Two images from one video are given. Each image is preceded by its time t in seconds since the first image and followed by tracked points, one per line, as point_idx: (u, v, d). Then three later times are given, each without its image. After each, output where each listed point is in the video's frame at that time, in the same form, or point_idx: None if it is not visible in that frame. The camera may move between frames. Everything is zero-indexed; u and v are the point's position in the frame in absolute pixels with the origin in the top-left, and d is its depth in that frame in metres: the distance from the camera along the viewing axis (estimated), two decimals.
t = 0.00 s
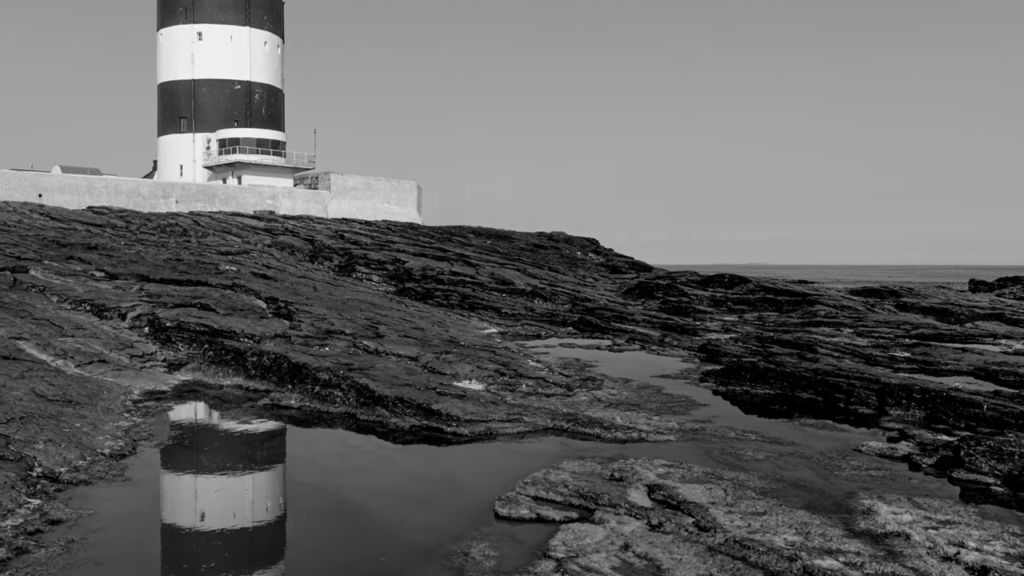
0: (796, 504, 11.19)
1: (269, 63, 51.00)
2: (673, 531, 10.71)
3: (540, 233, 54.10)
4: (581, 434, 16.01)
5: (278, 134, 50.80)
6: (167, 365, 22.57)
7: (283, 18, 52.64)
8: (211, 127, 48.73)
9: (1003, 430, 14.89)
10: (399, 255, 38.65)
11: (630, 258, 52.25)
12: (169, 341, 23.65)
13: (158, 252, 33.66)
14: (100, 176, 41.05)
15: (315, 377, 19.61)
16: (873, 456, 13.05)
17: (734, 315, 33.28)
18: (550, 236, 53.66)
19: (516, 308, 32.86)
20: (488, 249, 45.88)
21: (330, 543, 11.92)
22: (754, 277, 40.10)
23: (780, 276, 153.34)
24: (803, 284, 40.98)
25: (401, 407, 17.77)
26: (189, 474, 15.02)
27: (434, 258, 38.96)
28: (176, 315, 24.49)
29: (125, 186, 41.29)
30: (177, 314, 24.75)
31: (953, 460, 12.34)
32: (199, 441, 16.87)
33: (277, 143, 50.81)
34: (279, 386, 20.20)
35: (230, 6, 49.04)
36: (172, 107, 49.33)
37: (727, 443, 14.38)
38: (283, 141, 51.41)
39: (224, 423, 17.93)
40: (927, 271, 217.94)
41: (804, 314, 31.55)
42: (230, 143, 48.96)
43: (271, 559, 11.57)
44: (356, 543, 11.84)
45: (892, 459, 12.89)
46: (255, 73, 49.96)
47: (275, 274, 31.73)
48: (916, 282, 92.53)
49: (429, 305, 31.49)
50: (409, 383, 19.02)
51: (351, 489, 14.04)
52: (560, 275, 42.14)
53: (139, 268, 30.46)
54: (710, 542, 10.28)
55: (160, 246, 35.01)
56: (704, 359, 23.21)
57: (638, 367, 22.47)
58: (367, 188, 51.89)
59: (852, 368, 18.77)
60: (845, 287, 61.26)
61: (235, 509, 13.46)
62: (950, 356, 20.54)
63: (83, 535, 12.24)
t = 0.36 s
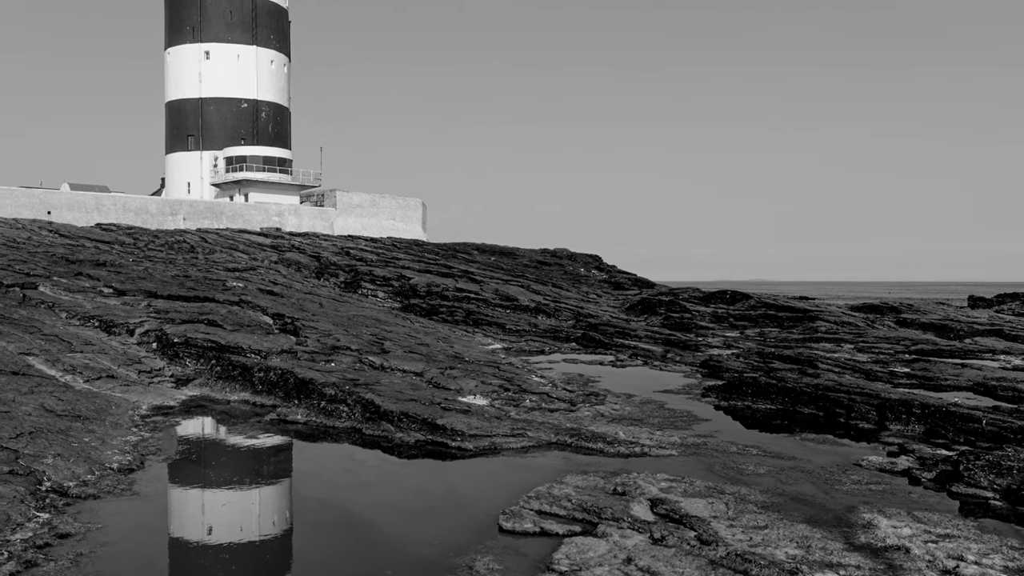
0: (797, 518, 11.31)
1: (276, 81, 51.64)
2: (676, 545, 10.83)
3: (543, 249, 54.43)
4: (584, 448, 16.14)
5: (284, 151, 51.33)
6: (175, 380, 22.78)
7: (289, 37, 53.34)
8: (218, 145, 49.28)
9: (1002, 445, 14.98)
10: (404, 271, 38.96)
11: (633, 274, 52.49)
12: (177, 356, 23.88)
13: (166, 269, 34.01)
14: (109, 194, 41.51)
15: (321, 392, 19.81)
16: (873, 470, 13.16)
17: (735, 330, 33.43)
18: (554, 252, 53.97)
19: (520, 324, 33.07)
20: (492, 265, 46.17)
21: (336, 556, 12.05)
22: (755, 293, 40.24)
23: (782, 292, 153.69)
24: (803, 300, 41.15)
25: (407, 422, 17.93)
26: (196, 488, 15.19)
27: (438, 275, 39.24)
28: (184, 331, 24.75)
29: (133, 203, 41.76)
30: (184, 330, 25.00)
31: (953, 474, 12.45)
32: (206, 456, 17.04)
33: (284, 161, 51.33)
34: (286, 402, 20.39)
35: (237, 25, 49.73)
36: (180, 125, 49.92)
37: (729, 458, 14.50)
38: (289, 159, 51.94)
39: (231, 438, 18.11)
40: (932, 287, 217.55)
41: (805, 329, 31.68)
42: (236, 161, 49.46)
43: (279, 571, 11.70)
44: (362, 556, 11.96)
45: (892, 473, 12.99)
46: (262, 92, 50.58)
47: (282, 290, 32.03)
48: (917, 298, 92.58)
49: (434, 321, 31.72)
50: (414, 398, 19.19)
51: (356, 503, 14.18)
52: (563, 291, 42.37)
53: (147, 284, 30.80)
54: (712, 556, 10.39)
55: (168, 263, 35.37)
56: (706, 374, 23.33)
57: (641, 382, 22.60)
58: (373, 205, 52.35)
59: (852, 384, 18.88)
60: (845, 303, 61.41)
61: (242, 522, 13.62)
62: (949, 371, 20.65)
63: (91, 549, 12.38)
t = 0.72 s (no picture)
0: (798, 531, 11.42)
1: (282, 99, 52.30)
2: (678, 558, 10.94)
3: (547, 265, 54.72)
4: (587, 463, 16.28)
5: (291, 168, 51.87)
6: (182, 396, 22.98)
7: (295, 56, 54.09)
8: (225, 163, 49.84)
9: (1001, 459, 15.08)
10: (409, 287, 39.25)
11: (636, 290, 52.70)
12: (184, 372, 24.11)
13: (174, 285, 34.36)
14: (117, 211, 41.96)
15: (327, 407, 20.00)
16: (873, 484, 13.27)
17: (737, 346, 33.56)
18: (557, 268, 54.26)
19: (524, 339, 33.27)
20: (496, 281, 46.44)
21: (342, 569, 12.18)
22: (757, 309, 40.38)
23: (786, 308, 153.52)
24: (804, 316, 41.35)
25: (412, 437, 18.10)
26: (203, 502, 15.35)
27: (443, 291, 39.52)
28: (191, 347, 25.02)
29: (141, 220, 42.21)
30: (192, 345, 25.26)
31: (952, 488, 12.57)
32: (213, 470, 17.21)
33: (290, 178, 51.85)
34: (292, 416, 20.58)
35: (244, 44, 50.46)
36: (187, 143, 50.51)
37: (731, 472, 14.62)
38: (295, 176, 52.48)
39: (238, 452, 18.30)
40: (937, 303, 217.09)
41: (806, 344, 31.81)
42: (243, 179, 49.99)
43: None
44: (367, 568, 12.09)
45: (892, 487, 13.10)
46: (268, 109, 51.24)
47: (288, 306, 32.34)
48: (919, 313, 92.72)
49: (439, 337, 31.95)
50: (419, 413, 19.36)
51: (362, 517, 14.33)
52: (567, 307, 42.58)
53: (155, 300, 31.14)
54: (714, 569, 10.49)
55: (176, 279, 35.73)
56: (707, 389, 23.46)
57: (643, 397, 22.74)
58: (378, 222, 52.78)
59: (852, 399, 19.00)
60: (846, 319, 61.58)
61: (249, 536, 13.78)
62: (949, 387, 20.75)
63: (100, 562, 12.51)
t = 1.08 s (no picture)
0: (799, 545, 11.54)
1: (288, 117, 52.96)
2: (680, 571, 11.05)
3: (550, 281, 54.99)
4: (590, 476, 16.43)
5: (297, 186, 52.40)
6: (190, 410, 23.18)
7: (301, 74, 54.81)
8: (232, 180, 50.38)
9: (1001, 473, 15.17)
10: (414, 303, 39.52)
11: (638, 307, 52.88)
12: (191, 387, 24.33)
13: (181, 301, 34.68)
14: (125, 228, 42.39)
15: (332, 422, 20.20)
16: (874, 498, 13.39)
17: (739, 361, 33.68)
18: (560, 284, 54.54)
19: (528, 355, 33.44)
20: (500, 297, 46.70)
21: None
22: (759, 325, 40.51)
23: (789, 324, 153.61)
24: (806, 332, 41.46)
25: (417, 451, 18.28)
26: (210, 516, 15.53)
27: (448, 307, 39.78)
28: (198, 362, 25.28)
29: (148, 236, 42.65)
30: (199, 360, 25.52)
31: (951, 502, 12.68)
32: (220, 484, 17.39)
33: (296, 195, 52.36)
34: (298, 431, 20.77)
35: (251, 62, 51.17)
36: (195, 160, 51.09)
37: (733, 486, 14.74)
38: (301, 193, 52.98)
39: (244, 467, 18.48)
40: (942, 319, 216.43)
41: (806, 360, 31.91)
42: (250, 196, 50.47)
43: None
44: None
45: (892, 501, 13.22)
46: (275, 127, 51.86)
47: (294, 322, 32.62)
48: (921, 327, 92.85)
49: (444, 352, 32.15)
50: (424, 427, 19.54)
51: (367, 531, 14.48)
52: (570, 322, 42.79)
53: (163, 316, 31.46)
54: None
55: (183, 295, 36.07)
56: (709, 404, 23.58)
57: (645, 412, 22.88)
58: (383, 239, 53.19)
59: (853, 414, 19.12)
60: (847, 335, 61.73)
61: (255, 549, 13.94)
62: (948, 402, 20.86)
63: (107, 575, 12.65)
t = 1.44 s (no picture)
0: (800, 558, 11.66)
1: (294, 134, 53.55)
2: None
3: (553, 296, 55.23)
4: (594, 490, 16.57)
5: (303, 202, 52.90)
6: (197, 425, 23.37)
7: (307, 91, 55.48)
8: (238, 197, 50.90)
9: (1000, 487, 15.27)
10: (419, 318, 39.78)
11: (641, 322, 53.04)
12: (198, 402, 24.54)
13: (188, 316, 34.99)
14: (133, 244, 42.81)
15: (338, 436, 20.40)
16: (874, 511, 13.50)
17: (740, 376, 33.77)
18: (563, 299, 54.78)
19: (531, 369, 33.62)
20: (504, 312, 46.93)
21: None
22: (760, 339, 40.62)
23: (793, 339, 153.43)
24: (808, 347, 41.54)
25: (421, 465, 18.45)
26: (218, 529, 15.70)
27: (452, 322, 40.02)
28: (205, 377, 25.51)
29: (156, 253, 43.06)
30: (206, 375, 25.75)
31: (950, 515, 12.80)
32: (227, 498, 17.56)
33: (302, 212, 52.83)
34: (304, 445, 20.96)
35: (258, 80, 51.80)
36: (202, 177, 51.63)
37: (734, 500, 14.85)
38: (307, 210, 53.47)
39: (251, 480, 18.67)
40: (948, 334, 215.69)
41: (807, 374, 32.02)
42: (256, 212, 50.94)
43: None
44: None
45: (892, 514, 13.34)
46: (281, 144, 52.44)
47: (300, 337, 32.90)
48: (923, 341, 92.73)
49: (448, 367, 32.34)
50: (429, 441, 19.72)
51: (373, 544, 14.63)
52: (573, 337, 42.96)
53: (170, 331, 31.77)
54: None
55: (190, 311, 36.40)
56: (711, 418, 23.71)
57: (648, 426, 23.01)
58: (388, 254, 53.58)
59: (853, 428, 19.23)
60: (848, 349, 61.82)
61: (262, 562, 14.11)
62: (947, 416, 20.96)
63: None
